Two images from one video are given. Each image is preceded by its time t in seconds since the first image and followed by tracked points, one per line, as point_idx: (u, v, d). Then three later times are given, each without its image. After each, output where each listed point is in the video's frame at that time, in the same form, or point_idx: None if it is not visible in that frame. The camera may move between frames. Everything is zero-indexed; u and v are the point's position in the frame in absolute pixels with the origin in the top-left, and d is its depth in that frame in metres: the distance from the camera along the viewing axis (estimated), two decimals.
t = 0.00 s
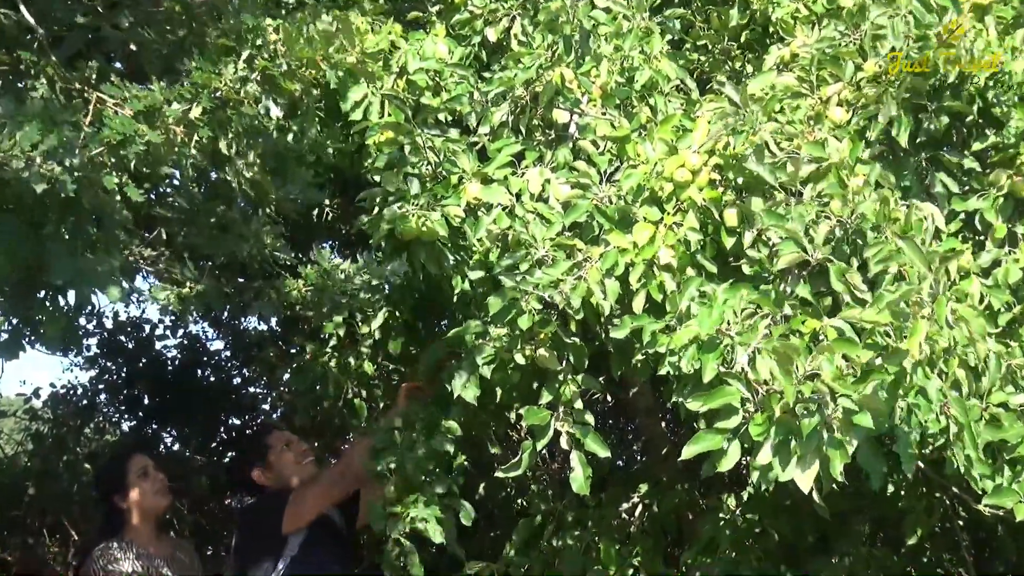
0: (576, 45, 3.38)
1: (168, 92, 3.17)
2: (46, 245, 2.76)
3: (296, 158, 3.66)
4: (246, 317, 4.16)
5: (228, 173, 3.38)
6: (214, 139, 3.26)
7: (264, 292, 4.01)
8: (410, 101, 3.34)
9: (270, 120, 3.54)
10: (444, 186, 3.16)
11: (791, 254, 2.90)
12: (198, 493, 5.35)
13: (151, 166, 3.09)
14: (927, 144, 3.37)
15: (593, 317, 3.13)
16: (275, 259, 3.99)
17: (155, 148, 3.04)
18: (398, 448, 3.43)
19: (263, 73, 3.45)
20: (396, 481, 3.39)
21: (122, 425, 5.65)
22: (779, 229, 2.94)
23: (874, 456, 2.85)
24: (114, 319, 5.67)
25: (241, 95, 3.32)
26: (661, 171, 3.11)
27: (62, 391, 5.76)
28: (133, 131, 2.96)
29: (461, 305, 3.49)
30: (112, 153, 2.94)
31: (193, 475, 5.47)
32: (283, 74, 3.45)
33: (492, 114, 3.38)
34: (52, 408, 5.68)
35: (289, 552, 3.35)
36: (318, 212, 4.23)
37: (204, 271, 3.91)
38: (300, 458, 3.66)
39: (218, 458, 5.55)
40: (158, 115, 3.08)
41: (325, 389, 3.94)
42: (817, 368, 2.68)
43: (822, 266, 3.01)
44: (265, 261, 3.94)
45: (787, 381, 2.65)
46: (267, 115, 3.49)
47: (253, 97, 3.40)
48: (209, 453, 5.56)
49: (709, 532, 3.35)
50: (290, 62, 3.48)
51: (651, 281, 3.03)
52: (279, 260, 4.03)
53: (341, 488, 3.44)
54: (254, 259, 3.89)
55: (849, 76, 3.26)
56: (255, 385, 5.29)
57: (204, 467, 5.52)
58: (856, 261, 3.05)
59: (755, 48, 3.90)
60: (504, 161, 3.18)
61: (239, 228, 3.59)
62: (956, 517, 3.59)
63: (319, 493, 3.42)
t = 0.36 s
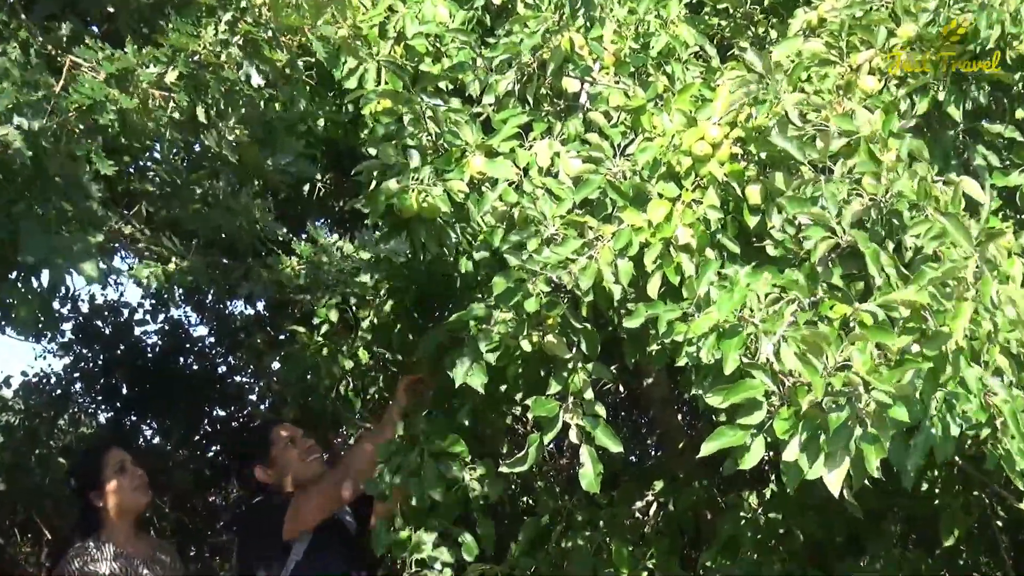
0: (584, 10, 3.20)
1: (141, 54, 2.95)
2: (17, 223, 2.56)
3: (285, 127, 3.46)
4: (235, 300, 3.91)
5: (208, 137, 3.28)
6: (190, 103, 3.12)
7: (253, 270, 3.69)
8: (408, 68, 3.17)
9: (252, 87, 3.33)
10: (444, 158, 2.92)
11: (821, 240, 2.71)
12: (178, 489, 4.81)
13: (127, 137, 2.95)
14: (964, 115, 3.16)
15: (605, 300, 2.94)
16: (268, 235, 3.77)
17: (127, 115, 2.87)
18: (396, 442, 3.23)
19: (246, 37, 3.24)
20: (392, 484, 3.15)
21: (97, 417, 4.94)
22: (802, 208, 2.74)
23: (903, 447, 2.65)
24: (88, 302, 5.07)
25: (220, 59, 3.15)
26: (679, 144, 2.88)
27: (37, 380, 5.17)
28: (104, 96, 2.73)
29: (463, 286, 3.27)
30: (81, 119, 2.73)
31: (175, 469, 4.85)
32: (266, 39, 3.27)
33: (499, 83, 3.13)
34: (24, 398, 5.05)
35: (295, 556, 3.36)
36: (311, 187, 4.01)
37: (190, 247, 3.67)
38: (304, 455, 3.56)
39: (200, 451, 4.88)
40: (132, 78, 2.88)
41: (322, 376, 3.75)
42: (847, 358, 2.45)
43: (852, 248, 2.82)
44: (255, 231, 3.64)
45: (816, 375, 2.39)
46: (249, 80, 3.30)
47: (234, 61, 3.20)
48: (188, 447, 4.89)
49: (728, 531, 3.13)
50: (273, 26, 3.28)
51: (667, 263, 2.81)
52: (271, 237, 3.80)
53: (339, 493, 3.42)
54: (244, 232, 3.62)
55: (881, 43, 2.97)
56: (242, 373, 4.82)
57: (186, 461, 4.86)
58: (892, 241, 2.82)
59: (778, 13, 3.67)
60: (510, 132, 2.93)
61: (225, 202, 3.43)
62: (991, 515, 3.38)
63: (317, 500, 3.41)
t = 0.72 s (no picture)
0: None
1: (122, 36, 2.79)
2: None
3: (277, 102, 3.19)
4: (222, 291, 3.77)
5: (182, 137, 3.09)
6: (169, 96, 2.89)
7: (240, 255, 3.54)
8: (409, 39, 2.82)
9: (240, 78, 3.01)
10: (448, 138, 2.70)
11: (860, 223, 2.51)
12: (162, 493, 5.30)
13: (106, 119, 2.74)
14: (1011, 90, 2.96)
15: (624, 290, 2.75)
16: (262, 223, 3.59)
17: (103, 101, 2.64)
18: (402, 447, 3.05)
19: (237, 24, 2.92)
20: (396, 492, 2.97)
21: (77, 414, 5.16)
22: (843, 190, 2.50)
23: (960, 447, 2.42)
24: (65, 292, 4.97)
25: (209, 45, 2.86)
26: (702, 123, 2.69)
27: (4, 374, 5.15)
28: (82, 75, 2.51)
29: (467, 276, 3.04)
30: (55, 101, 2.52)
31: (160, 472, 5.26)
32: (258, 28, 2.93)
33: (506, 55, 2.94)
34: None
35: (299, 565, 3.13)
36: (305, 168, 3.78)
37: (175, 236, 3.51)
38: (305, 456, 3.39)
39: (184, 451, 5.30)
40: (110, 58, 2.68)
41: (315, 374, 3.51)
42: (896, 349, 2.28)
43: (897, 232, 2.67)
44: (243, 217, 3.43)
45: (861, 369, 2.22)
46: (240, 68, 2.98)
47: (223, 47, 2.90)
48: (173, 447, 5.28)
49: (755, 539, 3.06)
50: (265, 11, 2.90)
51: (695, 251, 2.61)
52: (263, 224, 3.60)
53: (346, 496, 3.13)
54: (230, 219, 3.43)
55: (921, 13, 2.76)
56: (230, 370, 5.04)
57: (169, 462, 5.26)
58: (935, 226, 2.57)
59: None
60: (519, 109, 2.71)
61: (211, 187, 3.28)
62: None
63: (322, 503, 3.13)
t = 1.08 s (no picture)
0: None
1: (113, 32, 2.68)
2: None
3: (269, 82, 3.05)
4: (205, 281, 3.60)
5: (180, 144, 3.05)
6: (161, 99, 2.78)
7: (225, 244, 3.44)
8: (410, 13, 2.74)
9: (234, 74, 2.96)
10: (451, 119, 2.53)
11: (895, 203, 2.38)
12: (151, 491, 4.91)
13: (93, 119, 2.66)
14: None
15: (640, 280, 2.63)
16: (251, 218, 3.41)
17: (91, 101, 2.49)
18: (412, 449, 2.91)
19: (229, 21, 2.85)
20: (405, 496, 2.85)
21: (61, 411, 4.68)
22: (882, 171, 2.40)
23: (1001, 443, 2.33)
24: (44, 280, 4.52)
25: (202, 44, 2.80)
26: (721, 102, 2.55)
27: None
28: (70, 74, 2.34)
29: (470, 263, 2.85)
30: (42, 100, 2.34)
31: (148, 470, 4.86)
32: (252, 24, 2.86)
33: (512, 32, 2.76)
34: None
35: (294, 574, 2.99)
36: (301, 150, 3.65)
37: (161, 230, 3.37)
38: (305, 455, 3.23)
39: (173, 449, 4.95)
40: (99, 55, 2.51)
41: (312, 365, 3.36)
42: (941, 335, 2.23)
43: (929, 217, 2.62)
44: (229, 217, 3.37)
45: (905, 354, 2.16)
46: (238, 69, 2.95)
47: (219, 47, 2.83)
48: (160, 444, 4.91)
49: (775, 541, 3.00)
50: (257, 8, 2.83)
51: (717, 235, 2.50)
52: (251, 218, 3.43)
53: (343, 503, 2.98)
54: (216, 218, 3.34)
55: None
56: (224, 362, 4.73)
57: (156, 460, 4.89)
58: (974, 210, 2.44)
59: None
60: (527, 88, 2.55)
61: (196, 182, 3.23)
62: None
63: (319, 510, 2.98)
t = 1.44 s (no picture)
0: None
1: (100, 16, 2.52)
2: None
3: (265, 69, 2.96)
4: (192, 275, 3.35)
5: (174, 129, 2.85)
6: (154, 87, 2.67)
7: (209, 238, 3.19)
8: None
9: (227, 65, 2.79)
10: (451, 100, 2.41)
11: (921, 180, 2.34)
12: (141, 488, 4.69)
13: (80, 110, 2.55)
14: None
15: (649, 265, 2.53)
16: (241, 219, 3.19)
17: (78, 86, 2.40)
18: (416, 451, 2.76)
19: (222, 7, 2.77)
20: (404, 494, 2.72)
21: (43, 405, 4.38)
22: (910, 149, 2.38)
23: None
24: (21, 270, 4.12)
25: (195, 29, 2.66)
26: (735, 80, 2.46)
27: None
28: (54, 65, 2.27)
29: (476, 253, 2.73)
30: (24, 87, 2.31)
31: (139, 466, 4.62)
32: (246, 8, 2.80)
33: (517, 8, 2.65)
34: None
35: (290, 574, 2.85)
36: (298, 133, 3.54)
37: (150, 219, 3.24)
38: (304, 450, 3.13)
39: (164, 444, 4.69)
40: (87, 42, 2.42)
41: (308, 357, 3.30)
42: (967, 319, 2.13)
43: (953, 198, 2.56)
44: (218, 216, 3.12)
45: (931, 338, 2.09)
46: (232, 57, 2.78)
47: (211, 33, 2.72)
48: (152, 439, 4.64)
49: (790, 541, 2.90)
50: None
51: (730, 218, 2.42)
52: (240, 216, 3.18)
53: (339, 499, 2.92)
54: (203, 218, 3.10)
55: None
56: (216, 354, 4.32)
57: (147, 455, 4.63)
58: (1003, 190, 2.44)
59: None
60: (533, 66, 2.45)
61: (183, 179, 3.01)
62: None
63: (317, 506, 2.90)
